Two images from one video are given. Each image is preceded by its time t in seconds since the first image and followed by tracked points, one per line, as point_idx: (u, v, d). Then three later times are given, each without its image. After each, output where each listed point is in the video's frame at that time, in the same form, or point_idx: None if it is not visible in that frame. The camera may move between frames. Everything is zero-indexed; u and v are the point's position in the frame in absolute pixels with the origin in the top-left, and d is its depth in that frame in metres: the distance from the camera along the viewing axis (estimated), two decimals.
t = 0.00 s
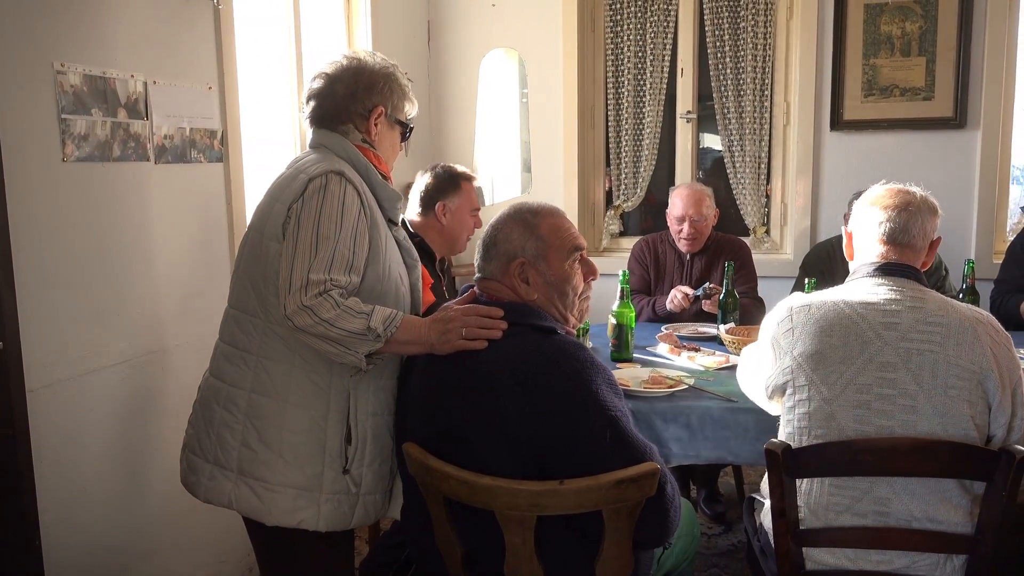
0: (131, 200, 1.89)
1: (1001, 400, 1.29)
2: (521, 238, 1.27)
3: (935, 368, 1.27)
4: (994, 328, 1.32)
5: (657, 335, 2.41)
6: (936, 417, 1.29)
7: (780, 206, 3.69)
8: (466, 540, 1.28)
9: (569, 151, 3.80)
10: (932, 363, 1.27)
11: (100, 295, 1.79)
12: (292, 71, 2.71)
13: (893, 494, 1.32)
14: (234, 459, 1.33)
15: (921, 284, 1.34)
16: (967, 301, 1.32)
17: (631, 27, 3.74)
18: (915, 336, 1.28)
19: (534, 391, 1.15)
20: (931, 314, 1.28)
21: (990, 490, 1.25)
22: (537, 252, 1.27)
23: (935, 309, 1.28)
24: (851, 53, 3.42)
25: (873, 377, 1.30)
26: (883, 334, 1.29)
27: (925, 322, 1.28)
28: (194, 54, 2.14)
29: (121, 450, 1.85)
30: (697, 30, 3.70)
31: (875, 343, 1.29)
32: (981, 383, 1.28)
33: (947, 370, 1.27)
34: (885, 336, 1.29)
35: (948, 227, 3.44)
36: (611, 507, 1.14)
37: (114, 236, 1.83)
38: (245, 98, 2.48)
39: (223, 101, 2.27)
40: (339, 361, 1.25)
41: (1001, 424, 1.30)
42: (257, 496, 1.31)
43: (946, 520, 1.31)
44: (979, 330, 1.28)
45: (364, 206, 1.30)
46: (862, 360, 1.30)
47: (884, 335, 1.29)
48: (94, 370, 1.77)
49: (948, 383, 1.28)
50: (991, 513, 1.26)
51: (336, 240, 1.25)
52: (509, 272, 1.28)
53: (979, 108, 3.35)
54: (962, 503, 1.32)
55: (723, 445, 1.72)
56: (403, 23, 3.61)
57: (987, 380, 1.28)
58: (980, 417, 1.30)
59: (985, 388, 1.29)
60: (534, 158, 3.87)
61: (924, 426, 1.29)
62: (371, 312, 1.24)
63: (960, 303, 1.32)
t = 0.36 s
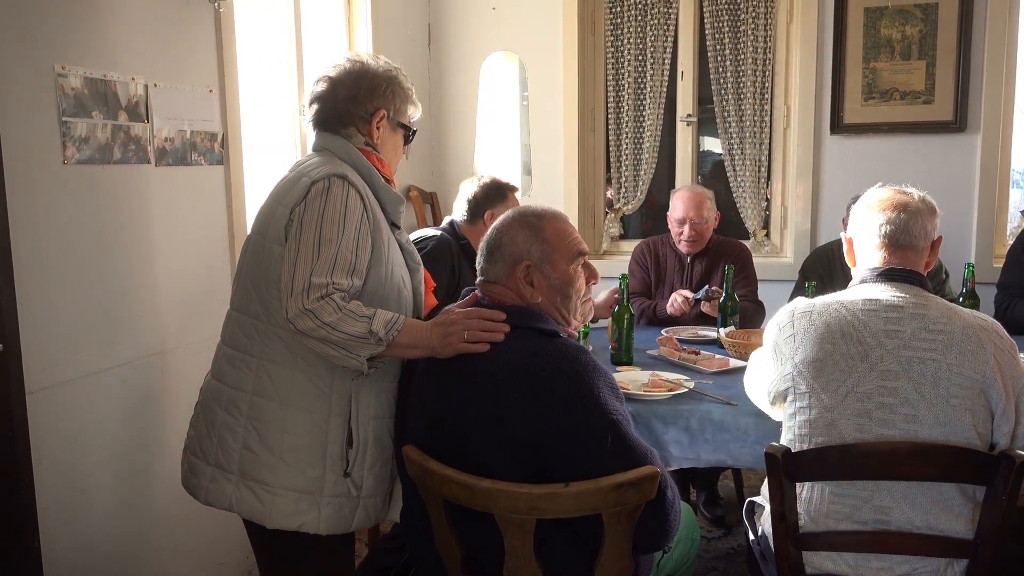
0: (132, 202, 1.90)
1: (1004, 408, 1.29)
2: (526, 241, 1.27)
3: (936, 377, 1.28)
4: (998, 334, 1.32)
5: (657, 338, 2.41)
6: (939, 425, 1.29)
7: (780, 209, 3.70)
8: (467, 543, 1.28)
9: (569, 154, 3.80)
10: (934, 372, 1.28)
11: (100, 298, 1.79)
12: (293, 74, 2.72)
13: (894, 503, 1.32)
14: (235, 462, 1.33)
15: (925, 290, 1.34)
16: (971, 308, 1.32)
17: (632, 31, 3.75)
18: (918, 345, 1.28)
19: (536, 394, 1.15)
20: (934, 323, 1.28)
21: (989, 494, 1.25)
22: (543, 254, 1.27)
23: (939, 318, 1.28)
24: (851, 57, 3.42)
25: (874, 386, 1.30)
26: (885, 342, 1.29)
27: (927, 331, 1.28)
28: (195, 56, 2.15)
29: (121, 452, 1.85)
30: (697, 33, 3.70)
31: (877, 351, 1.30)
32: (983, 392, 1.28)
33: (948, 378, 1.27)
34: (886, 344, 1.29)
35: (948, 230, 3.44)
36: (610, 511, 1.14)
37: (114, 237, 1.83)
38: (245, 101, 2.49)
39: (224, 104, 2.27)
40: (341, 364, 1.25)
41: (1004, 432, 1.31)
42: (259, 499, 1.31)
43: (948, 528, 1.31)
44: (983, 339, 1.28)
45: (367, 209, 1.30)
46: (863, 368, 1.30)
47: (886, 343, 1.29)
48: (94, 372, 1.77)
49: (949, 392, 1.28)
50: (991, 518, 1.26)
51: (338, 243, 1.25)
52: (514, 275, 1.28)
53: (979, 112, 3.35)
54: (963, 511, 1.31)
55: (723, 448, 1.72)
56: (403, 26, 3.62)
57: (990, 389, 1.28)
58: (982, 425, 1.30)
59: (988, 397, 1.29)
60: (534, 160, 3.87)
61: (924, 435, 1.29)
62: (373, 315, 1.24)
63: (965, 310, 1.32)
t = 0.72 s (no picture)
0: (126, 198, 1.89)
1: (1001, 409, 1.30)
2: (524, 236, 1.27)
3: (933, 382, 1.29)
4: (987, 330, 1.33)
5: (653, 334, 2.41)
6: (936, 428, 1.29)
7: (777, 206, 3.70)
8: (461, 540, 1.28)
9: (566, 151, 3.79)
10: (931, 378, 1.28)
11: (95, 295, 1.78)
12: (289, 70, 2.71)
13: (893, 512, 1.31)
14: (229, 459, 1.33)
15: (912, 289, 1.34)
16: (961, 308, 1.34)
17: (629, 27, 3.74)
18: (913, 351, 1.29)
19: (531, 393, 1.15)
20: (928, 328, 1.29)
21: (984, 490, 1.26)
22: (541, 249, 1.27)
23: (932, 322, 1.29)
24: (847, 54, 3.42)
25: (871, 394, 1.31)
26: (880, 349, 1.30)
27: (922, 336, 1.29)
28: (190, 52, 2.14)
29: (117, 450, 1.85)
30: (694, 29, 3.70)
31: (872, 358, 1.30)
32: (979, 394, 1.29)
33: (944, 381, 1.28)
34: (881, 351, 1.30)
35: (944, 227, 3.44)
36: (606, 507, 1.14)
37: (108, 234, 1.83)
38: (241, 97, 2.48)
39: (219, 99, 2.27)
40: (335, 361, 1.25)
41: (1000, 432, 1.31)
42: (252, 496, 1.31)
43: (945, 529, 1.30)
44: (976, 339, 1.29)
45: (362, 206, 1.30)
46: (858, 376, 1.31)
47: (880, 349, 1.30)
48: (89, 369, 1.77)
49: (947, 397, 1.29)
50: (985, 515, 1.26)
51: (332, 241, 1.25)
52: (513, 270, 1.28)
53: (976, 109, 3.35)
54: (962, 512, 1.31)
55: (718, 445, 1.72)
56: (400, 22, 3.61)
57: (986, 391, 1.29)
58: (978, 426, 1.31)
59: (984, 398, 1.30)
60: (531, 157, 3.87)
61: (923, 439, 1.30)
62: (367, 313, 1.24)
63: (955, 310, 1.33)
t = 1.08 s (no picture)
0: (124, 191, 1.87)
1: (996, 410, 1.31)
2: (519, 231, 1.26)
3: (931, 386, 1.28)
4: (977, 326, 1.33)
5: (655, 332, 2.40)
6: (935, 433, 1.29)
7: (780, 203, 3.68)
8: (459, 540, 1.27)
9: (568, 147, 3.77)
10: (928, 383, 1.28)
11: (92, 288, 1.77)
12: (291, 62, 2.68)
13: (895, 519, 1.30)
14: (222, 455, 1.32)
15: (901, 292, 1.33)
16: (950, 306, 1.33)
17: (633, 23, 3.71)
18: (908, 357, 1.28)
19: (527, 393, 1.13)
20: (922, 332, 1.28)
21: (989, 496, 1.24)
22: (537, 245, 1.26)
23: (925, 326, 1.28)
24: (853, 51, 3.39)
25: (869, 402, 1.29)
26: (875, 358, 1.29)
27: (916, 341, 1.28)
28: (190, 43, 2.12)
29: (114, 444, 1.84)
30: (698, 25, 3.67)
31: (868, 367, 1.29)
32: (977, 396, 1.29)
33: (942, 384, 1.27)
34: (876, 359, 1.29)
35: (948, 227, 3.42)
36: (606, 509, 1.13)
37: (105, 226, 1.81)
38: (241, 89, 2.46)
39: (219, 91, 2.25)
40: (329, 358, 1.24)
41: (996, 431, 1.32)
42: (246, 493, 1.29)
43: (946, 534, 1.30)
44: (968, 338, 1.29)
45: (360, 202, 1.29)
46: (854, 386, 1.30)
47: (875, 358, 1.29)
48: (85, 363, 1.75)
49: (946, 401, 1.28)
50: (989, 521, 1.25)
51: (328, 237, 1.23)
52: (508, 266, 1.26)
53: (982, 108, 3.32)
54: (965, 517, 1.30)
55: (719, 446, 1.71)
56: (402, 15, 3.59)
57: (983, 393, 1.29)
58: (976, 427, 1.31)
59: (981, 400, 1.30)
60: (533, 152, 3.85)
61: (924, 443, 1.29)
62: (362, 311, 1.23)
63: (944, 308, 1.33)
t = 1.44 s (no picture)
0: (125, 181, 1.81)
1: None
2: (517, 219, 1.18)
3: (966, 380, 1.20)
4: (1005, 315, 1.26)
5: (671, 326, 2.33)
6: (974, 428, 1.21)
7: (796, 195, 3.60)
8: (474, 547, 1.21)
9: (579, 137, 3.70)
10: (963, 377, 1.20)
11: (93, 282, 1.71)
12: (299, 50, 2.62)
13: (933, 519, 1.23)
14: (221, 460, 1.26)
15: (925, 283, 1.26)
16: (980, 295, 1.27)
17: (645, 11, 3.63)
18: (940, 350, 1.20)
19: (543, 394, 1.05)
20: (952, 323, 1.21)
21: None
22: (535, 232, 1.18)
23: (955, 316, 1.21)
24: (872, 39, 3.31)
25: (902, 399, 1.21)
26: (904, 352, 1.21)
27: (946, 332, 1.20)
28: (194, 29, 2.06)
29: (116, 443, 1.78)
30: (712, 12, 3.59)
31: (898, 362, 1.21)
32: (1013, 388, 1.23)
33: (980, 375, 1.20)
34: (906, 354, 1.20)
35: (969, 219, 3.34)
36: (632, 514, 1.06)
37: (106, 217, 1.75)
38: (247, 77, 2.40)
39: (225, 79, 2.19)
40: (320, 355, 1.17)
41: None
42: (247, 500, 1.24)
43: (987, 536, 1.22)
44: (998, 326, 1.23)
45: (365, 193, 1.22)
46: (884, 383, 1.21)
47: (905, 353, 1.21)
48: (86, 359, 1.69)
49: (983, 392, 1.21)
50: None
51: (327, 228, 1.16)
52: (504, 255, 1.19)
53: (1005, 97, 3.23)
54: (1006, 520, 1.23)
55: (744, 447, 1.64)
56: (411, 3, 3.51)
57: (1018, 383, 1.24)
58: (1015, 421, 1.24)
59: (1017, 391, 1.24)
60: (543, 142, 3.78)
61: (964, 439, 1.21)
62: (359, 308, 1.16)
63: (975, 298, 1.25)
